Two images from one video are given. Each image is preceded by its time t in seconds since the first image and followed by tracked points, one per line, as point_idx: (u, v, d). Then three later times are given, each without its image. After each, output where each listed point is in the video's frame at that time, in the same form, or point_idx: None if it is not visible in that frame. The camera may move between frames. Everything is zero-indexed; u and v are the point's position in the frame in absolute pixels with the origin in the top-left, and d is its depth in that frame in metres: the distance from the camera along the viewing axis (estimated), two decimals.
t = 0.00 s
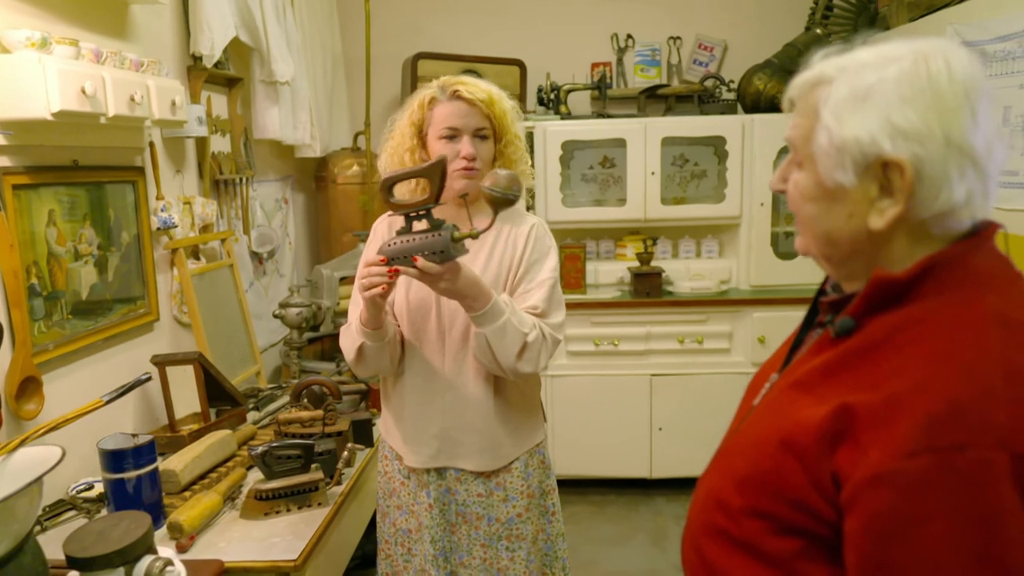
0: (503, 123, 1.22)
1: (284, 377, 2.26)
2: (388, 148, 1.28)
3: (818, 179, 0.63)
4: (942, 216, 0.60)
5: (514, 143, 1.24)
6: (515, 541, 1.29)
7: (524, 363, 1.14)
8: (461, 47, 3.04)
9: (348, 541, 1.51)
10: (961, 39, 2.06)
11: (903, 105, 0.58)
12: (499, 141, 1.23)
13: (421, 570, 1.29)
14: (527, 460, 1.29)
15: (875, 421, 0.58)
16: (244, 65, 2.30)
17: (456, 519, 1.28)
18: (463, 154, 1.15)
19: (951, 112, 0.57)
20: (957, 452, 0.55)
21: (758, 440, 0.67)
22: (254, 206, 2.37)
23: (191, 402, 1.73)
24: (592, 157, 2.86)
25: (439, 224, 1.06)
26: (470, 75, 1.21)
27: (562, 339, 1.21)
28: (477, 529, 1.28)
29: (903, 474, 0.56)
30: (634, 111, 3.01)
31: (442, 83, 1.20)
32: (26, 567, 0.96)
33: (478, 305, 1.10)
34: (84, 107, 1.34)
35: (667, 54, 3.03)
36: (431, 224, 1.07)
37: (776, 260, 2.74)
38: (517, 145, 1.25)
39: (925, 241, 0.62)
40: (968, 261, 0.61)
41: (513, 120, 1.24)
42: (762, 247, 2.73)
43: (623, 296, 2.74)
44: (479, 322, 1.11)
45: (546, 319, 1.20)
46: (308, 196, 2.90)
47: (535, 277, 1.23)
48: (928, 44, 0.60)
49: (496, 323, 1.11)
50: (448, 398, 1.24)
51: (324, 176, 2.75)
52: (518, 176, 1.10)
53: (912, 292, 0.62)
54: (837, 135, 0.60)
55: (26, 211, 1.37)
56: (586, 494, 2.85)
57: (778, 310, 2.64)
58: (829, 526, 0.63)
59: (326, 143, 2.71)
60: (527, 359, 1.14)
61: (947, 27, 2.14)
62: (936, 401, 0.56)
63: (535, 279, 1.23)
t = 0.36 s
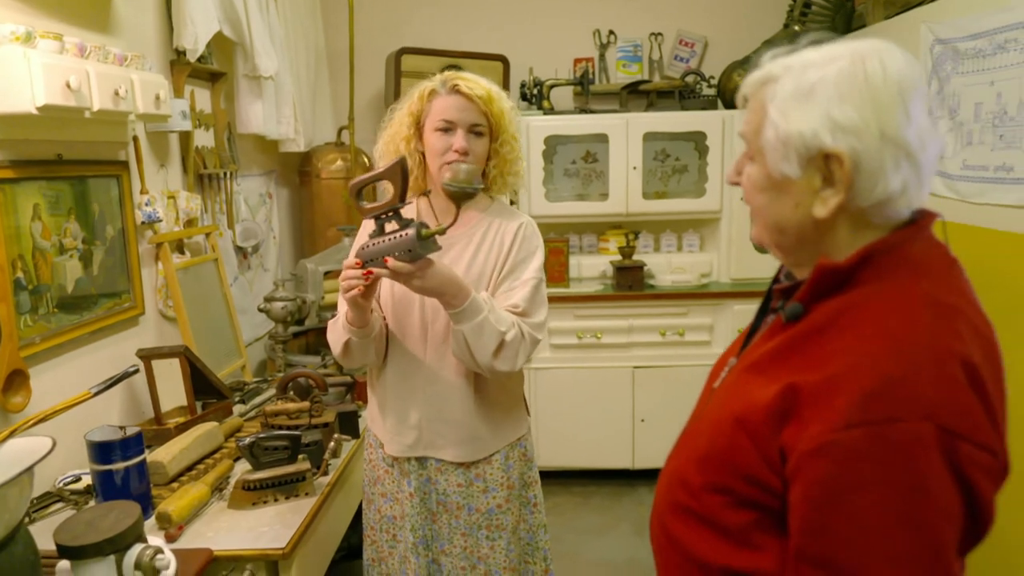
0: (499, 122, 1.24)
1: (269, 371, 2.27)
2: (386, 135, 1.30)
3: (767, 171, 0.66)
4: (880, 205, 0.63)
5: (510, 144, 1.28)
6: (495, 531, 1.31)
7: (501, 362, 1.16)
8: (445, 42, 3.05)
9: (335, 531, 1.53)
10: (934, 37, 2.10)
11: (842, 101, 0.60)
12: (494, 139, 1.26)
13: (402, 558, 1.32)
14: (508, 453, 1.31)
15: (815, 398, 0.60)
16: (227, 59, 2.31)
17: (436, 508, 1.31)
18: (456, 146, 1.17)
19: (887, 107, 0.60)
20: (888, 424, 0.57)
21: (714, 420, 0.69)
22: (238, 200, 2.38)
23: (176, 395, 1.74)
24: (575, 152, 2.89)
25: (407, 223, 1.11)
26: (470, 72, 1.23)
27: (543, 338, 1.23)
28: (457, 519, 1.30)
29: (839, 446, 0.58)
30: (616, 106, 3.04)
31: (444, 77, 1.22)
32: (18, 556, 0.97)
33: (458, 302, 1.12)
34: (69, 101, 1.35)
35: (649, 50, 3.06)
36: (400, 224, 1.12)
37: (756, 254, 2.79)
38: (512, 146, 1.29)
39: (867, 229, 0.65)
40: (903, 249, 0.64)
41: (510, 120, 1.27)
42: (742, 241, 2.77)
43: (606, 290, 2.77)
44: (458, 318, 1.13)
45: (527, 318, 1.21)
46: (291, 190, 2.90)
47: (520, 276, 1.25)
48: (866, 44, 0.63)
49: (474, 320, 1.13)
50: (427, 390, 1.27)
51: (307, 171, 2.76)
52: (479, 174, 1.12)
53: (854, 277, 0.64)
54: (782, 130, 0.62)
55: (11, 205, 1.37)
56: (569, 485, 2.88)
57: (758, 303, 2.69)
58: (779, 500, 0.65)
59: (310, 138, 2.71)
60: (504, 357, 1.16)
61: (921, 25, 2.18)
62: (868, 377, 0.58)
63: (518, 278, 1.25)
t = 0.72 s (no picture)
0: (493, 117, 1.30)
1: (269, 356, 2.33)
2: (387, 124, 1.36)
3: (721, 155, 0.73)
4: (818, 184, 0.70)
5: (503, 139, 1.33)
6: (483, 506, 1.37)
7: (490, 347, 1.22)
8: (441, 35, 3.11)
9: (334, 507, 1.59)
10: (917, 33, 2.16)
11: (784, 91, 0.67)
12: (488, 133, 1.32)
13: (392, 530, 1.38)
14: (497, 431, 1.38)
15: (756, 358, 0.67)
16: (227, 52, 2.36)
17: (428, 484, 1.37)
18: (449, 139, 1.23)
19: (823, 97, 0.67)
20: (815, 378, 0.63)
21: (675, 385, 0.76)
22: (238, 190, 2.44)
23: (180, 377, 1.80)
24: (568, 143, 2.95)
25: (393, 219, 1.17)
26: (469, 67, 1.29)
27: (530, 324, 1.29)
28: (448, 494, 1.37)
29: (773, 398, 0.64)
30: (609, 99, 3.10)
31: (443, 71, 1.28)
32: (38, 521, 1.04)
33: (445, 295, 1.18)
34: (79, 92, 1.40)
35: (641, 44, 3.12)
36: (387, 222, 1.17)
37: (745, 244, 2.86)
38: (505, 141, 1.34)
39: (809, 209, 0.73)
40: (838, 228, 0.71)
41: (505, 115, 1.32)
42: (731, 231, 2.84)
43: (598, 279, 2.84)
44: (448, 309, 1.19)
45: (515, 305, 1.28)
46: (290, 180, 2.96)
47: (510, 265, 1.30)
48: (807, 43, 0.70)
49: (463, 310, 1.19)
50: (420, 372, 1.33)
51: (305, 162, 2.82)
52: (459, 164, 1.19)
53: (796, 254, 0.71)
54: (732, 117, 0.70)
55: (22, 192, 1.43)
56: (562, 469, 2.95)
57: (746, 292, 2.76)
58: (729, 453, 0.72)
59: (308, 129, 2.77)
60: (493, 343, 1.22)
61: (904, 21, 2.24)
62: (799, 336, 0.65)
63: (508, 267, 1.31)
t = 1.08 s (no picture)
0: (488, 107, 1.35)
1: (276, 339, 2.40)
2: (386, 112, 1.41)
3: (682, 140, 0.82)
4: (768, 163, 0.79)
5: (497, 128, 1.38)
6: (484, 476, 1.39)
7: (499, 331, 1.30)
8: (442, 25, 3.16)
9: (337, 479, 1.67)
10: (906, 22, 2.21)
11: (735, 81, 0.76)
12: (483, 122, 1.37)
13: (395, 501, 1.39)
14: (495, 404, 1.40)
15: (711, 320, 0.74)
16: (234, 43, 2.42)
17: (431, 456, 1.39)
18: (446, 130, 1.30)
19: (769, 86, 0.76)
20: (761, 336, 0.71)
21: (644, 350, 0.84)
22: (245, 177, 2.51)
23: (191, 357, 1.88)
24: (566, 132, 3.01)
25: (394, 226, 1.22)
26: (465, 58, 1.34)
27: (527, 299, 1.37)
28: (450, 466, 1.38)
29: (724, 353, 0.72)
30: (607, 88, 3.15)
31: (439, 62, 1.33)
32: (63, 483, 1.11)
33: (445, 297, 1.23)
34: (94, 83, 1.47)
35: (639, 33, 3.17)
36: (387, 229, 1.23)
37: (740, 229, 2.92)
38: (500, 129, 1.39)
39: (761, 186, 0.82)
40: (786, 206, 0.79)
41: (499, 105, 1.38)
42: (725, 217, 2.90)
43: (596, 264, 2.90)
44: (453, 311, 1.24)
45: (512, 283, 1.35)
46: (295, 168, 3.03)
47: (507, 244, 1.37)
48: (756, 39, 0.79)
49: (470, 308, 1.24)
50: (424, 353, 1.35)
51: (310, 150, 2.88)
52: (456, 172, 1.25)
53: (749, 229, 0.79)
54: (691, 104, 0.79)
55: (42, 177, 1.50)
56: (561, 449, 3.03)
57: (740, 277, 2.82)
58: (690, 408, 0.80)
59: (313, 118, 2.83)
60: (501, 328, 1.30)
61: (894, 10, 2.29)
62: (747, 299, 0.72)
63: (507, 247, 1.37)
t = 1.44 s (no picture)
0: (478, 89, 1.38)
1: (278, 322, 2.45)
2: (381, 102, 1.44)
3: (663, 119, 0.87)
4: (744, 135, 0.84)
5: (490, 107, 1.42)
6: (490, 449, 1.43)
7: (507, 313, 1.35)
8: (438, 12, 3.19)
9: (342, 455, 1.72)
10: (895, 5, 2.25)
11: (709, 60, 0.82)
12: (476, 103, 1.40)
13: (403, 475, 1.42)
14: (499, 379, 1.44)
15: (691, 284, 0.80)
16: (234, 31, 2.45)
17: (439, 431, 1.42)
18: (440, 117, 1.33)
19: (741, 63, 0.81)
20: (736, 296, 0.76)
21: (632, 316, 0.90)
22: (247, 163, 2.55)
23: (197, 339, 1.92)
24: (562, 117, 3.06)
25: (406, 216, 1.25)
26: (452, 42, 1.37)
27: (530, 278, 1.42)
28: (458, 440, 1.41)
29: (702, 313, 0.77)
30: (602, 73, 3.19)
31: (427, 49, 1.36)
32: (83, 454, 1.16)
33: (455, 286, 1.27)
34: (101, 71, 1.51)
35: (634, 18, 3.20)
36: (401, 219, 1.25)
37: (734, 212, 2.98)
38: (492, 109, 1.43)
39: (738, 158, 0.87)
40: (761, 177, 0.84)
41: (490, 85, 1.40)
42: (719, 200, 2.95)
43: (592, 247, 2.95)
44: (462, 298, 1.28)
45: (515, 264, 1.40)
46: (295, 155, 3.07)
47: (508, 224, 1.41)
48: (727, 21, 0.84)
49: (478, 293, 1.28)
50: (430, 331, 1.37)
51: (309, 137, 2.92)
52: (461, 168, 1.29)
53: (727, 200, 0.84)
54: (669, 84, 0.84)
55: (51, 163, 1.54)
56: (560, 429, 3.09)
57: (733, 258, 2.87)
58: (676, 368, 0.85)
59: (312, 105, 2.87)
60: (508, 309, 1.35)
61: None
62: (723, 263, 0.77)
63: (508, 227, 1.41)
